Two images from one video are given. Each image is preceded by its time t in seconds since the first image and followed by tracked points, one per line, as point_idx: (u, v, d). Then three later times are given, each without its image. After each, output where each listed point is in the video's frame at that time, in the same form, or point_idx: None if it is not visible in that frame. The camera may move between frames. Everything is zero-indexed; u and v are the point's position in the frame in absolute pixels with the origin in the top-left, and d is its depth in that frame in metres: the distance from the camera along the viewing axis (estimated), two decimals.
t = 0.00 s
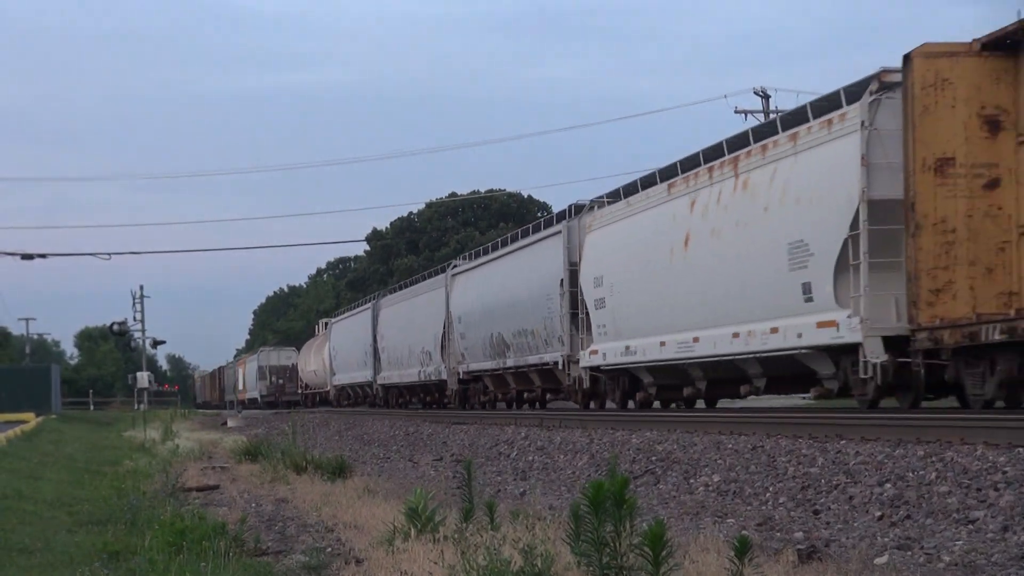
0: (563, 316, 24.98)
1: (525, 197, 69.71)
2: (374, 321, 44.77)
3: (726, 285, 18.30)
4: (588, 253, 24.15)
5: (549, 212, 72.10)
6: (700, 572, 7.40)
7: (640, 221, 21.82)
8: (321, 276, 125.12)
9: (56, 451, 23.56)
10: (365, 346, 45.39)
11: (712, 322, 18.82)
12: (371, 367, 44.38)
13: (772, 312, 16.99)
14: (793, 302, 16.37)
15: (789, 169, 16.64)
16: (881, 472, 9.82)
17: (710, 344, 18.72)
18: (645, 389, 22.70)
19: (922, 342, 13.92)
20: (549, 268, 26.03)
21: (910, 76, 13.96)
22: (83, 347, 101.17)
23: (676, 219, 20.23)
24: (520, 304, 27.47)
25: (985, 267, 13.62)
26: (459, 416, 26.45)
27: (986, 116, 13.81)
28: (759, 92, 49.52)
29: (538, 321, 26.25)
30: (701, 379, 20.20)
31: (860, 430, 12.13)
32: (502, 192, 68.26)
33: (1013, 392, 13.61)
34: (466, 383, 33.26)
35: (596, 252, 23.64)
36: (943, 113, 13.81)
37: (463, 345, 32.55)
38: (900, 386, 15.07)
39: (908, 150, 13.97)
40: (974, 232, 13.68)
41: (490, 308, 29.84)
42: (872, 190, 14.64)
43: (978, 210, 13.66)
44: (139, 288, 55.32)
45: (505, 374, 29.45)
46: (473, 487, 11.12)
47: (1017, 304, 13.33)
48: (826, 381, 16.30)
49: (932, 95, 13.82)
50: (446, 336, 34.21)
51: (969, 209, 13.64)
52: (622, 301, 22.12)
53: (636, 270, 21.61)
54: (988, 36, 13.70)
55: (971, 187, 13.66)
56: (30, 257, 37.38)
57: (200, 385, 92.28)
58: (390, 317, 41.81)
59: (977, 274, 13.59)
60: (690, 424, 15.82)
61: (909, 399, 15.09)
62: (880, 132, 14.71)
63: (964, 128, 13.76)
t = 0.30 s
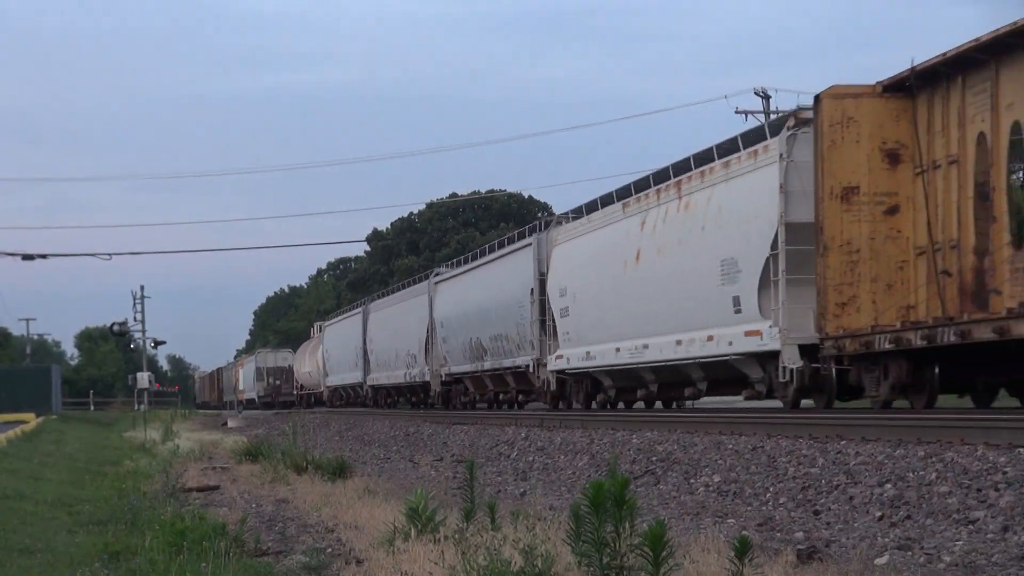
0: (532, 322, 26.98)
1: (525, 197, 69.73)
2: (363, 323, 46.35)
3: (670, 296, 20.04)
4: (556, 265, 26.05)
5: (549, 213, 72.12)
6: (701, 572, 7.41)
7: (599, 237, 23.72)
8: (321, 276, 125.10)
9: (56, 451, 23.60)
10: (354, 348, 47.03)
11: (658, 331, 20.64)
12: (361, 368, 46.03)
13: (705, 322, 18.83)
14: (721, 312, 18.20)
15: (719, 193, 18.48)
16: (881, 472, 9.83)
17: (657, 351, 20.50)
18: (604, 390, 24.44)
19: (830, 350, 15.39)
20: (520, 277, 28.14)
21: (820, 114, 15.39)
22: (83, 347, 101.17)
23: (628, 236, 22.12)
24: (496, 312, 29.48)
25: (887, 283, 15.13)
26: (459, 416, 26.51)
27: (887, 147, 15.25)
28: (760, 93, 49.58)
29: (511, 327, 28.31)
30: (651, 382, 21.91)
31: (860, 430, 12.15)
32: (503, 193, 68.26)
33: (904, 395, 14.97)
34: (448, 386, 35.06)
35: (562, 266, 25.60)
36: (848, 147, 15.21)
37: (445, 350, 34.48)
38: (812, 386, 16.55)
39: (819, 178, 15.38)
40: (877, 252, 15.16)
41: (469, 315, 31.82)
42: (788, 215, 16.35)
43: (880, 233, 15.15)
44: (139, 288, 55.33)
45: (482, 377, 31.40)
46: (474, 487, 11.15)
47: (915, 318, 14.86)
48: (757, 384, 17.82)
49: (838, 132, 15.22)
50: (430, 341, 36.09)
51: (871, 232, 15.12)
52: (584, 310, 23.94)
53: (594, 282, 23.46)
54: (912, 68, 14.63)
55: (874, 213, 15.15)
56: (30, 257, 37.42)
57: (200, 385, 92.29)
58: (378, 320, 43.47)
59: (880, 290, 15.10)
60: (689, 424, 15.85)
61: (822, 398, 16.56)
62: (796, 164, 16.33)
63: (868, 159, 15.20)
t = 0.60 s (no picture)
0: (507, 327, 28.87)
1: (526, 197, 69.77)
2: (356, 326, 47.73)
3: (625, 304, 22.03)
4: (527, 274, 28.06)
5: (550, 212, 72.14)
6: (701, 571, 7.42)
7: (568, 248, 25.68)
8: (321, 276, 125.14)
9: (57, 451, 23.62)
10: (347, 350, 48.47)
11: (615, 336, 22.61)
12: (353, 370, 47.49)
13: (654, 329, 20.85)
14: (667, 320, 20.20)
15: (667, 212, 20.49)
16: (882, 472, 9.83)
17: (616, 354, 22.47)
18: (572, 391, 26.39)
19: (757, 355, 17.30)
20: (496, 285, 30.00)
21: (747, 145, 17.22)
22: (83, 347, 101.22)
23: (592, 248, 24.07)
24: (474, 317, 31.32)
25: (808, 296, 16.89)
26: (460, 416, 26.55)
27: (808, 174, 17.03)
28: (761, 93, 49.63)
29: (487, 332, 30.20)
30: (612, 384, 23.93)
31: (860, 430, 12.15)
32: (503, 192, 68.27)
33: (820, 395, 17.04)
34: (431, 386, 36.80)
35: (534, 272, 27.51)
36: (773, 174, 17.01)
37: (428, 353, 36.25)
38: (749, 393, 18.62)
39: (749, 202, 17.15)
40: (798, 269, 16.93)
41: (450, 319, 33.60)
42: (721, 235, 18.45)
43: (801, 252, 16.92)
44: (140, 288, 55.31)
45: (462, 378, 33.28)
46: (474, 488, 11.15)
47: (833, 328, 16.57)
48: (700, 385, 20.00)
49: (763, 161, 17.04)
50: (415, 344, 37.85)
51: (793, 251, 16.91)
52: (552, 315, 25.87)
53: (562, 288, 25.40)
54: (904, 71, 14.27)
55: (795, 234, 16.93)
56: (31, 258, 37.45)
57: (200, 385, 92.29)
58: (369, 323, 45.03)
59: (801, 303, 16.88)
60: (690, 425, 15.85)
61: (754, 400, 19.16)
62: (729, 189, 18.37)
63: (791, 185, 17.00)
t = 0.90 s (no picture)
0: (483, 333, 30.28)
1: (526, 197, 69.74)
2: (348, 330, 48.54)
3: (586, 313, 23.55)
4: (501, 283, 29.62)
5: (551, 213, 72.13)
6: (701, 572, 7.43)
7: (540, 258, 27.21)
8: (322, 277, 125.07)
9: (57, 451, 23.63)
10: (339, 353, 49.29)
11: (578, 343, 24.09)
12: (345, 372, 48.34)
13: (611, 335, 22.34)
14: (623, 329, 21.72)
15: (624, 228, 22.03)
16: (882, 472, 9.83)
17: (579, 360, 23.90)
18: (542, 392, 27.72)
19: (698, 359, 19.11)
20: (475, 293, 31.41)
21: (689, 169, 19.10)
22: (84, 347, 101.22)
23: (561, 259, 25.58)
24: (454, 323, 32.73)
25: (743, 306, 18.77)
26: (460, 416, 26.57)
27: (743, 196, 19.01)
28: (762, 93, 49.70)
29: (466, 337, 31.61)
30: (577, 385, 25.24)
31: (860, 430, 12.15)
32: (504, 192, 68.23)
33: (751, 396, 18.63)
34: (416, 388, 38.02)
35: (508, 280, 28.97)
36: (713, 195, 18.93)
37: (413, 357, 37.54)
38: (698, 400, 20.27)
39: (690, 221, 19.01)
40: (735, 281, 18.81)
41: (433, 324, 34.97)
42: (668, 251, 20.09)
43: (737, 266, 18.82)
44: (141, 288, 55.29)
45: (444, 380, 34.67)
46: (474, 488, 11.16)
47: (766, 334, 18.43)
48: (652, 387, 21.29)
49: (704, 184, 18.91)
50: (400, 348, 39.15)
51: (730, 265, 18.80)
52: (523, 321, 27.33)
53: (532, 296, 26.90)
54: (897, 75, 14.24)
55: (732, 250, 18.87)
56: (32, 257, 37.46)
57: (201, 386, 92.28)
58: (360, 327, 46.17)
59: (737, 312, 18.74)
60: (690, 424, 15.85)
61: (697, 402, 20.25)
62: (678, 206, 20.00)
63: (727, 205, 18.96)
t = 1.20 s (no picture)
0: (465, 337, 32.17)
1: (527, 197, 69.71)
2: (340, 333, 49.63)
3: (554, 320, 25.46)
4: (481, 291, 31.61)
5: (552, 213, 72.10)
6: (703, 572, 7.44)
7: (514, 268, 29.19)
8: (322, 277, 125.02)
9: (57, 451, 23.67)
10: (332, 357, 50.38)
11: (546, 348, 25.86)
12: (337, 374, 49.49)
13: (573, 341, 24.37)
14: (584, 335, 23.62)
15: (587, 242, 24.02)
16: (883, 473, 9.82)
17: (547, 364, 25.69)
18: (518, 394, 29.61)
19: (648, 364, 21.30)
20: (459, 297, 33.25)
21: (642, 190, 21.23)
22: (85, 347, 101.24)
23: (532, 270, 27.50)
24: (439, 328, 34.57)
25: (690, 316, 20.90)
26: (461, 416, 26.60)
27: (690, 218, 21.26)
28: (763, 93, 49.73)
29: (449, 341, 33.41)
30: (547, 387, 27.19)
31: (860, 430, 12.16)
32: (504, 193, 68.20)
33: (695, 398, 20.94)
34: (404, 389, 39.91)
35: (487, 290, 30.86)
36: (663, 216, 21.11)
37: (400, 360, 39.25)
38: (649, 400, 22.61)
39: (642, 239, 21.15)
40: (683, 293, 20.94)
41: (419, 328, 36.76)
42: (623, 263, 22.15)
43: (685, 280, 20.96)
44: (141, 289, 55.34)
45: (429, 382, 36.48)
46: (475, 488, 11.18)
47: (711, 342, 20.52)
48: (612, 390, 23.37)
49: (654, 204, 21.10)
50: (388, 352, 40.88)
51: (678, 279, 20.92)
52: (500, 328, 29.16)
53: (508, 304, 28.80)
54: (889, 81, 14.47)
55: (681, 265, 21.03)
56: (33, 257, 37.48)
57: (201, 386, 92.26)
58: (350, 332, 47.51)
59: (684, 322, 20.86)
60: (691, 425, 15.84)
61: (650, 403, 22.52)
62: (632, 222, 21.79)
63: (676, 226, 21.18)
